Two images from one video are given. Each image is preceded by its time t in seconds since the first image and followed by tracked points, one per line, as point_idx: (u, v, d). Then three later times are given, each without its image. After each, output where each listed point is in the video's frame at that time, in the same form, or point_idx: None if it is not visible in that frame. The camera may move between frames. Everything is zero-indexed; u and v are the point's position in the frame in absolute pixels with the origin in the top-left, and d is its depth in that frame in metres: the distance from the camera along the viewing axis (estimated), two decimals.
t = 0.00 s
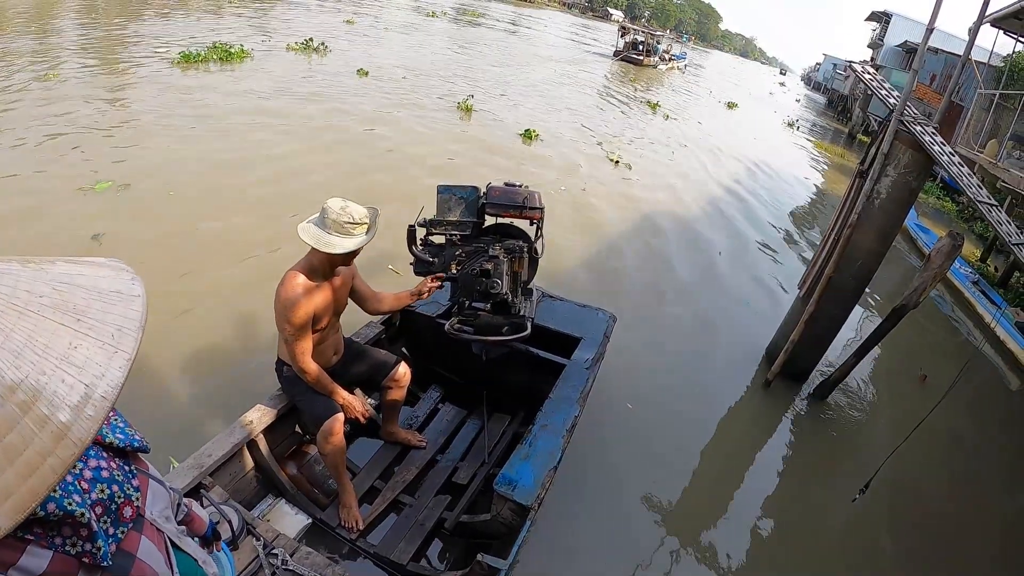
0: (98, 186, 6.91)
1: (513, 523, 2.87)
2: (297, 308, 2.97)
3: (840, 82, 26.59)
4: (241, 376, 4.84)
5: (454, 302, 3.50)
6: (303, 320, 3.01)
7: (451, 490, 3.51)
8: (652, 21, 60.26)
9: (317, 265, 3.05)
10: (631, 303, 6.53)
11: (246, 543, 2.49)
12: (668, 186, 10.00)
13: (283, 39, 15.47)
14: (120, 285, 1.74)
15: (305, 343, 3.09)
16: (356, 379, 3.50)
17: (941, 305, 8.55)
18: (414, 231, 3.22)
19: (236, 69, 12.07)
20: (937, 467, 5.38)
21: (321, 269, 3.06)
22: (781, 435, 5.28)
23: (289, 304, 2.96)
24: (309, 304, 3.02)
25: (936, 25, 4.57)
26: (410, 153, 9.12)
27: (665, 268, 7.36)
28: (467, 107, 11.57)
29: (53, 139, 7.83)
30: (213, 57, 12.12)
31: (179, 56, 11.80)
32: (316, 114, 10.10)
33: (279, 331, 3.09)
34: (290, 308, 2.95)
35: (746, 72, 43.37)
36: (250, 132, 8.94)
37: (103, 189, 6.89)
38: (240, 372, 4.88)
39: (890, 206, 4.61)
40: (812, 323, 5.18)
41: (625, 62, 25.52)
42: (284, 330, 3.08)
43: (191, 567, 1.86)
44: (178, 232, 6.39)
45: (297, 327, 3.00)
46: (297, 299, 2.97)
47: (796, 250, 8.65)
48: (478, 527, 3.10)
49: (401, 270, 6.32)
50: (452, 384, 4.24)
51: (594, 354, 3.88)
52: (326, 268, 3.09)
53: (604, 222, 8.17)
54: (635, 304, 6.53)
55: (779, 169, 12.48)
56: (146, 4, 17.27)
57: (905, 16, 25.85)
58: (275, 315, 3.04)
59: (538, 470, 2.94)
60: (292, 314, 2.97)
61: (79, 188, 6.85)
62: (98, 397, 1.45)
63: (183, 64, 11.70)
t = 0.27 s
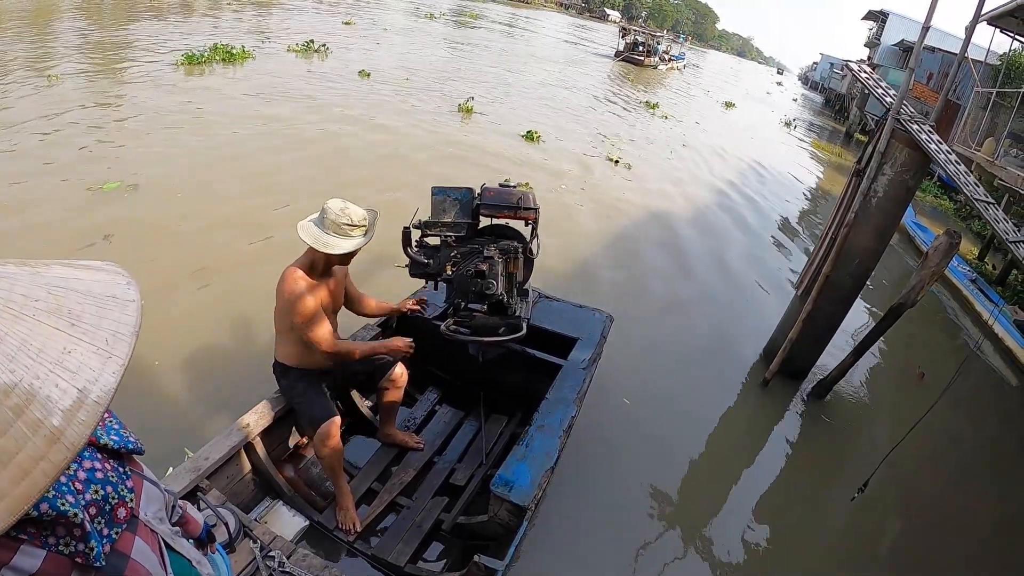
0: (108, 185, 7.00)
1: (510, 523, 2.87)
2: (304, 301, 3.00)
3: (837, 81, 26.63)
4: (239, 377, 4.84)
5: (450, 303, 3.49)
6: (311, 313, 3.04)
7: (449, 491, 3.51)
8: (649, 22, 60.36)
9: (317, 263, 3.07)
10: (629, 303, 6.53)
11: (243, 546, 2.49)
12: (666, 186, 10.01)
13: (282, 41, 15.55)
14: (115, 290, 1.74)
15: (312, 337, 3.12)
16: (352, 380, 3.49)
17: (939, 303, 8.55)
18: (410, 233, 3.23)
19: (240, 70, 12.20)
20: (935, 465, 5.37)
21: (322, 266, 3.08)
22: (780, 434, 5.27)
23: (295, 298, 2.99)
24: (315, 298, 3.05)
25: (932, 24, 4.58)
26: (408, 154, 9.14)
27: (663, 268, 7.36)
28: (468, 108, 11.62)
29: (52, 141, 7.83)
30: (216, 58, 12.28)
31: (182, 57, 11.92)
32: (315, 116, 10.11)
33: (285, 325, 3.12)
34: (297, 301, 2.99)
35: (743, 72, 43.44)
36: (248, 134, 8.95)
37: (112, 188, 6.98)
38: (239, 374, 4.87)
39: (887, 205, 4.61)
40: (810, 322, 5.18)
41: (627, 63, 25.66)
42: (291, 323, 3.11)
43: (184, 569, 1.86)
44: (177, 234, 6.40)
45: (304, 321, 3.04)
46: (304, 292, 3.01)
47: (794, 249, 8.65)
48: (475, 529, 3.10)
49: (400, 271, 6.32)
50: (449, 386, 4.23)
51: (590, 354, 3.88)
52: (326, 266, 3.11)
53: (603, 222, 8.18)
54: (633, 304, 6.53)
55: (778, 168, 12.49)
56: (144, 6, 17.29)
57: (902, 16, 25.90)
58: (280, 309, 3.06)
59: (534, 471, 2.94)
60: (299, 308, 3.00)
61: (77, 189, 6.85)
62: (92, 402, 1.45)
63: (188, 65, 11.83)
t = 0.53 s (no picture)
0: (116, 186, 7.03)
1: (508, 525, 2.87)
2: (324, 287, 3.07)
3: (835, 81, 26.63)
4: (238, 380, 4.83)
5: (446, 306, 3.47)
6: (334, 296, 3.10)
7: (447, 494, 3.51)
8: (647, 23, 60.45)
9: (319, 259, 3.15)
10: (628, 304, 6.53)
11: (240, 550, 2.50)
12: (664, 186, 10.01)
13: (282, 43, 15.59)
14: (107, 290, 1.74)
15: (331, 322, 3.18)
16: (350, 383, 3.48)
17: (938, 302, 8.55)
18: (405, 235, 3.22)
19: (241, 72, 12.24)
20: (935, 464, 5.36)
21: (326, 261, 3.16)
22: (780, 434, 5.26)
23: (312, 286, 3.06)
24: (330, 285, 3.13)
25: (929, 22, 4.58)
26: (406, 156, 9.13)
27: (662, 269, 7.36)
28: (469, 110, 11.62)
29: (50, 143, 7.82)
30: (218, 60, 12.35)
31: (185, 59, 11.95)
32: (313, 118, 10.11)
33: (301, 316, 3.16)
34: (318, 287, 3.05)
35: (741, 72, 43.47)
36: (246, 136, 8.95)
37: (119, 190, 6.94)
38: (237, 377, 4.86)
39: (885, 204, 4.61)
40: (809, 322, 5.18)
41: (629, 64, 25.79)
42: (308, 313, 3.15)
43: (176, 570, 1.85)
44: (177, 236, 6.40)
45: (327, 303, 3.08)
46: (320, 279, 3.09)
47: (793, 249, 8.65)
48: (473, 531, 3.09)
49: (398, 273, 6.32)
50: (447, 388, 4.23)
51: (589, 355, 3.88)
52: (326, 263, 3.19)
53: (602, 222, 8.19)
54: (632, 304, 6.53)
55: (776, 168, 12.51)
56: (142, 9, 17.30)
57: (899, 15, 25.91)
58: (295, 301, 3.11)
59: (533, 472, 2.94)
60: (320, 293, 3.06)
61: (75, 192, 6.84)
62: (82, 400, 1.45)
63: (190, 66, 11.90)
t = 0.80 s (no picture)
0: (125, 188, 7.17)
1: (506, 527, 2.87)
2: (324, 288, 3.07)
3: (832, 81, 26.69)
4: (237, 385, 4.83)
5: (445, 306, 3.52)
6: (335, 297, 3.12)
7: (446, 497, 3.51)
8: (644, 25, 60.60)
9: (318, 260, 3.16)
10: (627, 306, 6.53)
11: (238, 554, 2.52)
12: (662, 188, 10.02)
13: (284, 47, 15.66)
14: (101, 293, 1.75)
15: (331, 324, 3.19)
16: (349, 387, 3.48)
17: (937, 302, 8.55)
18: (400, 239, 3.21)
19: (243, 76, 12.31)
20: (935, 464, 5.36)
21: (325, 262, 3.18)
22: (779, 435, 5.26)
23: (313, 287, 3.06)
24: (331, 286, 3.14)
25: (925, 23, 4.59)
26: (404, 159, 9.15)
27: (661, 270, 7.37)
28: (471, 113, 11.72)
29: (48, 149, 7.83)
30: (220, 64, 12.42)
31: (188, 62, 12.12)
32: (311, 121, 10.14)
33: (300, 318, 3.16)
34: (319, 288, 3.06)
35: (739, 74, 43.56)
36: (245, 140, 8.97)
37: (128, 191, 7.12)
38: (237, 382, 4.86)
39: (882, 204, 4.62)
40: (807, 322, 5.18)
41: (630, 67, 25.92)
42: (308, 314, 3.16)
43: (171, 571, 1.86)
44: (177, 240, 6.42)
45: (328, 304, 3.08)
46: (320, 280, 3.10)
47: (792, 250, 8.66)
48: (472, 534, 3.09)
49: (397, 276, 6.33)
50: (445, 392, 4.23)
51: (586, 356, 3.89)
52: (324, 264, 3.20)
53: (601, 224, 8.21)
54: (631, 306, 6.53)
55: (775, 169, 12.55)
56: (140, 14, 17.34)
57: (896, 15, 25.98)
58: (295, 303, 3.11)
59: (530, 474, 2.94)
60: (321, 294, 3.06)
61: (74, 197, 6.85)
62: (77, 403, 1.45)
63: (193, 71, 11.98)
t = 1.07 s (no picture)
0: (135, 183, 7.32)
1: (504, 527, 2.86)
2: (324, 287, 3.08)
3: (830, 81, 26.71)
4: (235, 386, 4.83)
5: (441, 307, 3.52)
6: (334, 296, 3.13)
7: (444, 497, 3.50)
8: (643, 26, 60.70)
9: (317, 259, 3.18)
10: (626, 306, 6.53)
11: (235, 554, 2.51)
12: (661, 189, 10.02)
13: (286, 49, 15.72)
14: (95, 292, 1.75)
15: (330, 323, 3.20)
16: (346, 387, 3.48)
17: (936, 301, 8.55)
18: (397, 239, 3.22)
19: (245, 78, 12.35)
20: (934, 463, 5.36)
21: (324, 262, 3.19)
22: (778, 434, 5.26)
23: (313, 286, 3.06)
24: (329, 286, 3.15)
25: (922, 22, 4.60)
26: (403, 160, 9.16)
27: (659, 271, 7.38)
28: (474, 113, 11.85)
29: (47, 151, 7.83)
30: (223, 65, 12.48)
31: (191, 63, 12.19)
32: (310, 123, 10.15)
33: (299, 317, 3.16)
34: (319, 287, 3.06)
35: (736, 74, 43.64)
36: (244, 142, 8.98)
37: (137, 187, 7.28)
38: (236, 383, 4.86)
39: (880, 203, 4.62)
40: (805, 322, 5.18)
41: (630, 68, 26.00)
42: (306, 313, 3.16)
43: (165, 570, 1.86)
44: (177, 242, 6.42)
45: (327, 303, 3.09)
46: (320, 279, 3.10)
47: (791, 250, 8.66)
48: (469, 534, 3.09)
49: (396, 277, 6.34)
50: (444, 392, 4.23)
51: (584, 356, 3.89)
52: (323, 264, 3.21)
53: (600, 225, 8.22)
54: (630, 307, 6.53)
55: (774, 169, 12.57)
56: (139, 16, 17.36)
57: (894, 14, 26.00)
58: (294, 301, 3.10)
59: (528, 473, 2.94)
60: (320, 293, 3.07)
61: (73, 199, 6.85)
62: (71, 402, 1.45)
63: (197, 72, 12.04)
